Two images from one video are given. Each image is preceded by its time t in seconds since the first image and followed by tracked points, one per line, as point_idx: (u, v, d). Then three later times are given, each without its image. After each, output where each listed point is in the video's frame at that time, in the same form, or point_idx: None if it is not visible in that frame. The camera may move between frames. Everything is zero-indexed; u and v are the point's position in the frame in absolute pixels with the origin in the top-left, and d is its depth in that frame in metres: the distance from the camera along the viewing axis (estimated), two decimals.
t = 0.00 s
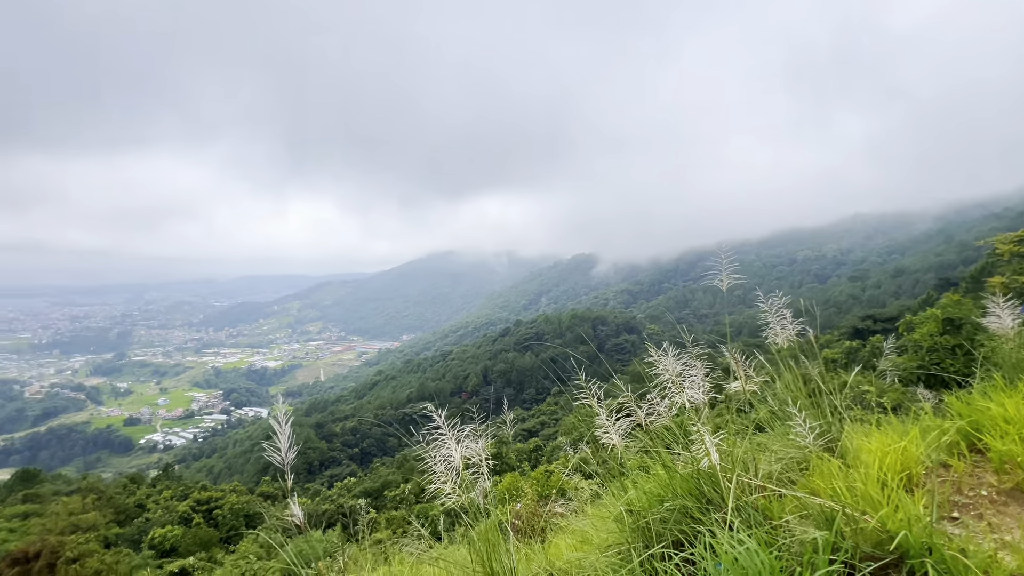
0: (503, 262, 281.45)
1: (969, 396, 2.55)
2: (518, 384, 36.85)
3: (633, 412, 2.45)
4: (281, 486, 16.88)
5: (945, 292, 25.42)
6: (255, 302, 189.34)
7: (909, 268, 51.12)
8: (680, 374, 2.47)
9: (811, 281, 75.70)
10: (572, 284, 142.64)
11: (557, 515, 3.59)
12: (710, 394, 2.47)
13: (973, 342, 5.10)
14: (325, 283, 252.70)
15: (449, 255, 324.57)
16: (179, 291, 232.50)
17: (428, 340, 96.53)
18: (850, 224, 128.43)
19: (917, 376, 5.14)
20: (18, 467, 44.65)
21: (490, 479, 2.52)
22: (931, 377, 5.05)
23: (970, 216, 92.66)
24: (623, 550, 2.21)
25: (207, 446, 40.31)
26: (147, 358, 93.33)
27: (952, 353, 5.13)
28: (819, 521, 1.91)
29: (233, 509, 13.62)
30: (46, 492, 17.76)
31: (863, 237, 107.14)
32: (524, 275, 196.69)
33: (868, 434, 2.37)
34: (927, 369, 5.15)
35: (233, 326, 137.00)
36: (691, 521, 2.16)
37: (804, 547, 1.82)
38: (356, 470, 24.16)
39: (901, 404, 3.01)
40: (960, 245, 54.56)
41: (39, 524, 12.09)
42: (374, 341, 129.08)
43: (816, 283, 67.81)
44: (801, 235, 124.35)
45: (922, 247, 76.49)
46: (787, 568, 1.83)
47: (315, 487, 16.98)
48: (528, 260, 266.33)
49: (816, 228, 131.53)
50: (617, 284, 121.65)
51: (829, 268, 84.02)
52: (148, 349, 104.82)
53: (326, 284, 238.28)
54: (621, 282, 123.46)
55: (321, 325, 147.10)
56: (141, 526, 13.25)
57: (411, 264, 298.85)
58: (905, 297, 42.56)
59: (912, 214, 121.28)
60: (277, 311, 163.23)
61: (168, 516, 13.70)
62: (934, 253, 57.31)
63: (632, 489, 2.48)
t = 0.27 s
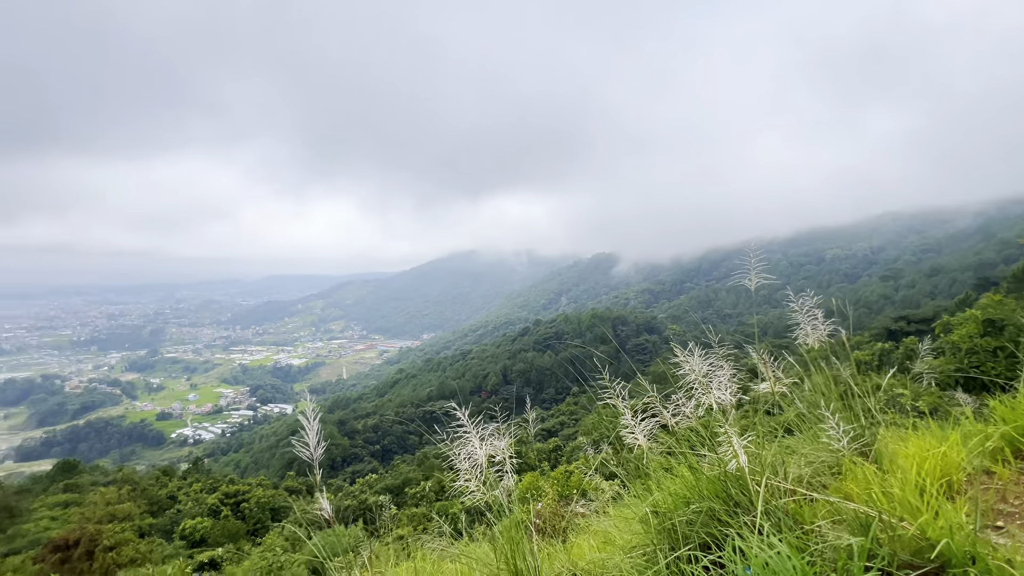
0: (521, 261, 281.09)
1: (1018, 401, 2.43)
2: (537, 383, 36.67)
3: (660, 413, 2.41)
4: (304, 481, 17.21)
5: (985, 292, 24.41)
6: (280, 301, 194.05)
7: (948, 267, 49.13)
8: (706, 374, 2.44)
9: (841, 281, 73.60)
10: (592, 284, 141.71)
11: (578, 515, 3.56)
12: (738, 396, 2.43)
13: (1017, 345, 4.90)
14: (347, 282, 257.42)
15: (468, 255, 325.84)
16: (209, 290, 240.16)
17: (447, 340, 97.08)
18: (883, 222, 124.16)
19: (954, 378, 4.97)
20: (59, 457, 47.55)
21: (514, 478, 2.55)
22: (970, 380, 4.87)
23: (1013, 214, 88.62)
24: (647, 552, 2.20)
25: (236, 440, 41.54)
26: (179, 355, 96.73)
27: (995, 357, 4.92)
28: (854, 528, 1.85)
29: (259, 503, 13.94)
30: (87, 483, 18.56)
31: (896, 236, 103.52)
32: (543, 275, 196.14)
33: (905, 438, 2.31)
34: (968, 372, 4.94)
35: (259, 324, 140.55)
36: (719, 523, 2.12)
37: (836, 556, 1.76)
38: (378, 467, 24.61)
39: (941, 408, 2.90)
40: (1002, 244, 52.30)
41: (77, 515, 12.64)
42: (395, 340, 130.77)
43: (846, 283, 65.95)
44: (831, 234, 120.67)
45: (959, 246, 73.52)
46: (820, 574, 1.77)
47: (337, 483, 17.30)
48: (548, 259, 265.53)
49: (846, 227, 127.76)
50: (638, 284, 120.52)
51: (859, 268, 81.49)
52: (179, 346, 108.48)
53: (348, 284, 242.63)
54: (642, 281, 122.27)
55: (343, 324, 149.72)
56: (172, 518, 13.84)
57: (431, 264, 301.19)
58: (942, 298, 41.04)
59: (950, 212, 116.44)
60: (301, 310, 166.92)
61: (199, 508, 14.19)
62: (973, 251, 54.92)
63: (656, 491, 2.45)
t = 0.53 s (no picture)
0: (541, 260, 279.97)
1: None
2: (557, 383, 36.08)
3: (684, 413, 2.39)
4: (328, 476, 17.52)
5: None
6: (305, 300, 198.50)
7: (991, 266, 46.80)
8: (733, 375, 2.40)
9: (873, 280, 71.14)
10: (612, 284, 140.30)
11: (598, 516, 3.54)
12: (767, 398, 2.37)
13: None
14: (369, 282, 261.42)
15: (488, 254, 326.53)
16: (238, 290, 247.98)
17: (467, 339, 97.44)
18: (919, 219, 119.21)
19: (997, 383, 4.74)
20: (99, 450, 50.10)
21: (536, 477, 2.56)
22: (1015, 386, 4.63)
23: None
24: (673, 554, 2.18)
25: (262, 436, 42.66)
26: (208, 352, 99.85)
27: None
28: (887, 536, 1.80)
29: (284, 496, 14.26)
30: (124, 474, 19.37)
31: (933, 233, 99.25)
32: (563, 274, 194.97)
33: (943, 444, 2.22)
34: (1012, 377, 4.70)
35: (284, 323, 144.10)
36: (748, 527, 2.08)
37: (871, 561, 1.71)
38: (398, 464, 25.00)
39: (983, 414, 2.78)
40: None
41: (114, 505, 13.21)
42: (416, 339, 132.05)
43: (879, 283, 63.64)
44: (863, 232, 116.31)
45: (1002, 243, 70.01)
46: None
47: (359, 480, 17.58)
48: (568, 258, 264.05)
49: (879, 224, 123.18)
50: (660, 283, 118.88)
51: (892, 267, 78.53)
52: (208, 343, 111.94)
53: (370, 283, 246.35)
54: (664, 280, 120.56)
55: (365, 322, 152.00)
56: (202, 510, 14.31)
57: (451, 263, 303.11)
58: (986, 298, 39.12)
59: (994, 208, 110.67)
60: (325, 308, 170.23)
61: (227, 500, 14.68)
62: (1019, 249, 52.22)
63: (681, 493, 2.43)
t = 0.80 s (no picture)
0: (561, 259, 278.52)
1: None
2: (577, 383, 35.99)
3: (712, 415, 2.34)
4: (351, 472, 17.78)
5: None
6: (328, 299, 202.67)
7: None
8: (761, 376, 2.35)
9: (907, 280, 68.65)
10: (633, 283, 138.91)
11: (620, 517, 3.51)
12: (796, 400, 2.33)
13: None
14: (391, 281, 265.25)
15: (507, 253, 326.59)
16: (265, 289, 254.68)
17: (487, 339, 97.67)
18: (958, 216, 114.33)
19: None
20: (135, 443, 52.12)
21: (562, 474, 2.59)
22: None
23: None
24: (699, 559, 2.13)
25: (288, 431, 43.71)
26: (236, 349, 102.86)
27: None
28: (925, 544, 1.73)
29: (308, 491, 14.56)
30: (157, 467, 20.00)
31: (972, 230, 95.06)
32: (583, 274, 193.67)
33: (983, 452, 2.13)
34: None
35: (308, 321, 147.17)
36: (776, 532, 2.03)
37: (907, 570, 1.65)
38: (419, 462, 25.34)
39: None
40: None
41: (148, 497, 13.69)
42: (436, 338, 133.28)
43: (914, 283, 61.37)
44: (898, 230, 111.94)
45: None
46: None
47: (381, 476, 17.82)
48: (588, 258, 262.49)
49: (913, 222, 118.61)
50: (682, 283, 117.24)
51: (927, 266, 75.60)
52: (236, 341, 115.26)
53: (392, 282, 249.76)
54: (686, 280, 118.76)
55: (387, 321, 154.20)
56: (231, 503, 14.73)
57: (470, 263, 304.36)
58: None
59: None
60: (348, 307, 173.42)
61: (253, 493, 15.08)
62: None
63: (709, 497, 2.38)
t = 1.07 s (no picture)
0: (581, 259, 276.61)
1: None
2: (598, 384, 35.70)
3: (741, 416, 2.30)
4: (373, 469, 18.05)
5: None
6: (352, 297, 206.46)
7: None
8: (793, 378, 2.29)
9: (946, 280, 65.89)
10: (655, 283, 137.13)
11: (645, 520, 3.47)
12: (829, 403, 2.26)
13: None
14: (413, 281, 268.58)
15: (527, 253, 326.25)
16: (292, 288, 261.42)
17: (507, 338, 97.79)
18: (1003, 213, 108.88)
19: None
20: (168, 436, 54.12)
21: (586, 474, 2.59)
22: None
23: None
24: (727, 563, 2.10)
25: (313, 427, 44.71)
26: (263, 346, 105.68)
27: None
28: (968, 556, 1.66)
29: (333, 486, 14.89)
30: (189, 460, 20.71)
31: (1019, 228, 90.38)
32: (604, 274, 192.07)
33: None
34: None
35: (332, 320, 150.10)
36: (808, 538, 1.98)
37: None
38: (440, 460, 25.59)
39: None
40: None
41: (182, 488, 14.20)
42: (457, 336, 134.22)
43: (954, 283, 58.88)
44: (936, 228, 107.34)
45: None
46: None
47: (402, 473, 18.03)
48: (609, 257, 260.26)
49: (954, 220, 113.55)
50: (705, 283, 115.21)
51: (968, 266, 72.33)
52: (264, 338, 118.44)
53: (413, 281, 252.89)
54: (710, 280, 116.64)
55: (409, 320, 156.08)
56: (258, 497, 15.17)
57: (490, 263, 305.21)
58: None
59: None
60: (370, 306, 176.20)
61: (280, 487, 15.51)
62: None
63: (738, 500, 2.34)
